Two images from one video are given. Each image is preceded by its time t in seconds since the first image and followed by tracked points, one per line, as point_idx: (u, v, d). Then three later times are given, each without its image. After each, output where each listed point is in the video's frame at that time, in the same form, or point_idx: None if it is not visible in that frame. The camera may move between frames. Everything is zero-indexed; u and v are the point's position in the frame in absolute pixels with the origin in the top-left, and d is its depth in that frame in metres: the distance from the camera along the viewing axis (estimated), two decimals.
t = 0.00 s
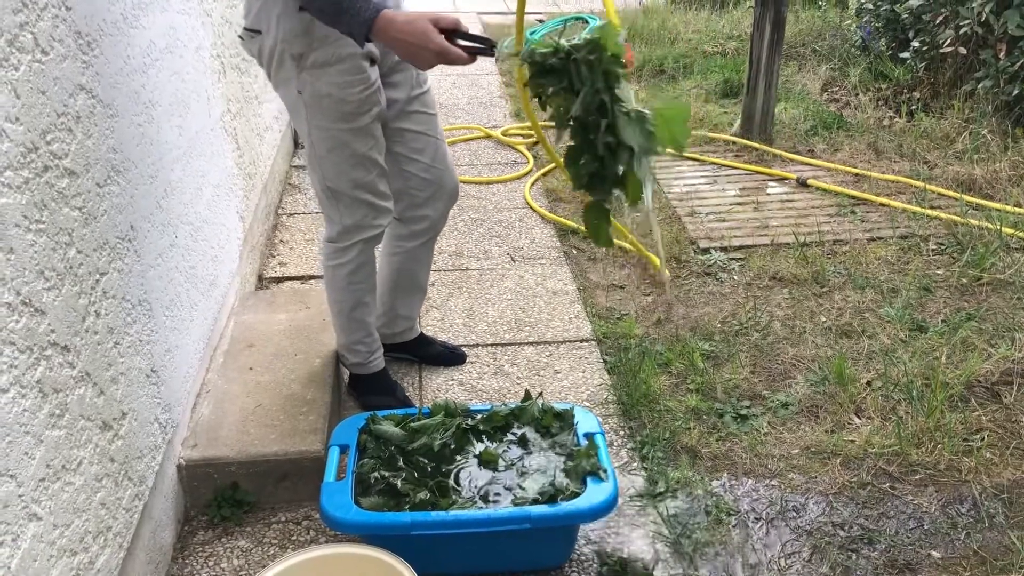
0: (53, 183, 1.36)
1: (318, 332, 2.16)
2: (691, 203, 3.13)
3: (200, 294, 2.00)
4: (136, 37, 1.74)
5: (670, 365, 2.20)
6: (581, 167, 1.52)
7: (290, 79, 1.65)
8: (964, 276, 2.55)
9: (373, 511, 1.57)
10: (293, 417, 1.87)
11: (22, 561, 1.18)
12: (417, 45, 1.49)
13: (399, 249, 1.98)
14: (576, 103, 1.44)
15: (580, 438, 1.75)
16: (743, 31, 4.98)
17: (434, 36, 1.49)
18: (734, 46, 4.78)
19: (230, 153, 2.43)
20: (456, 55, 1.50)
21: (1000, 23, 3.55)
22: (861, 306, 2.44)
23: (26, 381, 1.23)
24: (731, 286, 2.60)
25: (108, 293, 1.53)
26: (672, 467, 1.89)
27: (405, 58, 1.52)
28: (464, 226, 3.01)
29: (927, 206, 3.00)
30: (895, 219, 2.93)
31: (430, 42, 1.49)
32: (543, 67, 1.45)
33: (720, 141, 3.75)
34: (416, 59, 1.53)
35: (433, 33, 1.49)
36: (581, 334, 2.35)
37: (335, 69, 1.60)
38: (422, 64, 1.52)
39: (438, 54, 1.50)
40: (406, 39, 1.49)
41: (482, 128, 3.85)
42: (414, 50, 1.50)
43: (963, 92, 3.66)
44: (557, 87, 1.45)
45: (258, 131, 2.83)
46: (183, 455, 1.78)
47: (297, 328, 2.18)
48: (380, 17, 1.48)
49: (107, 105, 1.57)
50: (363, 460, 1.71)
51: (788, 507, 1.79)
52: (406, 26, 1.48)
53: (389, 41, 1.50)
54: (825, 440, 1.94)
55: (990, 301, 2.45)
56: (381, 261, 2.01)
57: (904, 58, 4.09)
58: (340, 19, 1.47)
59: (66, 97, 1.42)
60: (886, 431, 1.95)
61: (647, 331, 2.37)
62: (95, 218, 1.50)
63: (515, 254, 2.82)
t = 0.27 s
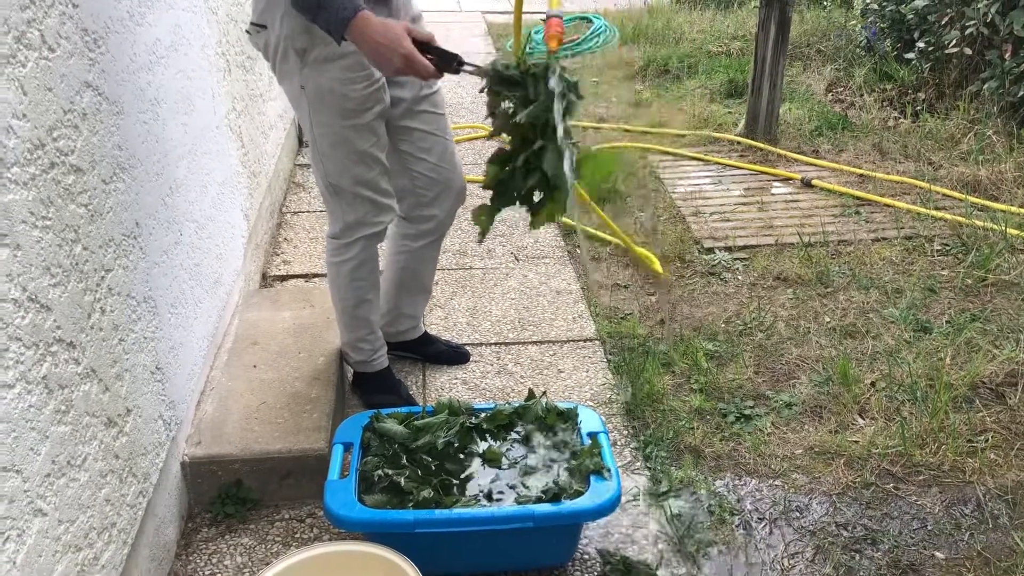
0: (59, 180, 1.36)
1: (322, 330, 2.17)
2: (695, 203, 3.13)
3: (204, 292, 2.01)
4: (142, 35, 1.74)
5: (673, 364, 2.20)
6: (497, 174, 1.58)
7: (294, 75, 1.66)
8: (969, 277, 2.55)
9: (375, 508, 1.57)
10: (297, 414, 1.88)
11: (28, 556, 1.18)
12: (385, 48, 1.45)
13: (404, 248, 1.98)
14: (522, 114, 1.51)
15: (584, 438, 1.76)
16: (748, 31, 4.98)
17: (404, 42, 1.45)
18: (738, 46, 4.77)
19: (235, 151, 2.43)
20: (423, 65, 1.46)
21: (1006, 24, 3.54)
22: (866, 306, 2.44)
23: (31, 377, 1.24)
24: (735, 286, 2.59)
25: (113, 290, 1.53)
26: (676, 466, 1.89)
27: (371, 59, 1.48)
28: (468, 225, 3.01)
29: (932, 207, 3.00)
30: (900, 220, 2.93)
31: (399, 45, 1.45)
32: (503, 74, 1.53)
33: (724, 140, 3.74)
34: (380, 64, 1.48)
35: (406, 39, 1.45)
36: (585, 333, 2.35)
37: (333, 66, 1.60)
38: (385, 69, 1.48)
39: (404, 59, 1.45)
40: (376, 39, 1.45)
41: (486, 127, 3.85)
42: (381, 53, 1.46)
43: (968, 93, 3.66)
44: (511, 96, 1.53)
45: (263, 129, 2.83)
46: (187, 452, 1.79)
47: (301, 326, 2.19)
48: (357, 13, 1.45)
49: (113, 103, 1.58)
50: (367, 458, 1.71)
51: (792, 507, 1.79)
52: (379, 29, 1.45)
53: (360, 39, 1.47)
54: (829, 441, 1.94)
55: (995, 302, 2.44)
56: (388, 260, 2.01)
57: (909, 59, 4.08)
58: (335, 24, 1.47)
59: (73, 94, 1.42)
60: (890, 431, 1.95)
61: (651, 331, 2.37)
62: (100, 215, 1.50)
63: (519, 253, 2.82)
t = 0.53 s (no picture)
0: (68, 171, 1.36)
1: (329, 323, 2.17)
2: (702, 197, 3.13)
3: (211, 284, 2.01)
4: (150, 27, 1.74)
5: (680, 359, 2.20)
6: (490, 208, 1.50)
7: (299, 66, 1.67)
8: (977, 272, 2.54)
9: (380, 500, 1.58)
10: (304, 407, 1.88)
11: (37, 546, 1.19)
12: (380, 48, 1.42)
13: (413, 242, 1.97)
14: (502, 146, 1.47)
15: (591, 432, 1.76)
16: (756, 26, 4.96)
17: (400, 48, 1.43)
18: (746, 41, 4.76)
19: (242, 145, 2.43)
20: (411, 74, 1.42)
21: (1016, 19, 3.53)
22: (873, 301, 2.44)
23: (41, 367, 1.24)
24: (742, 281, 2.59)
25: (121, 281, 1.53)
26: (682, 460, 1.89)
27: (357, 57, 1.43)
28: (475, 219, 3.01)
29: (940, 202, 2.99)
30: (907, 215, 2.92)
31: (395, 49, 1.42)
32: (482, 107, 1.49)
33: (731, 135, 3.73)
34: (364, 65, 1.43)
35: (402, 48, 1.44)
36: (591, 327, 2.36)
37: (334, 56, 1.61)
38: (370, 69, 1.42)
39: (395, 62, 1.42)
40: (373, 37, 1.42)
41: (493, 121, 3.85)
42: (373, 51, 1.42)
43: (977, 88, 3.64)
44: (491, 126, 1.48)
45: (270, 123, 2.84)
46: (194, 444, 1.79)
47: (308, 319, 2.19)
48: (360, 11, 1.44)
49: (121, 95, 1.58)
50: (374, 451, 1.73)
51: (798, 501, 1.79)
52: (379, 31, 1.43)
53: (355, 35, 1.43)
54: (836, 435, 1.94)
55: (1003, 297, 2.44)
56: (397, 253, 2.01)
57: (918, 54, 4.07)
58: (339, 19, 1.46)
59: (81, 85, 1.42)
60: (897, 426, 1.94)
61: (657, 325, 2.37)
62: (109, 207, 1.51)
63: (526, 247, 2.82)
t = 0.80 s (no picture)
0: (79, 157, 1.37)
1: (338, 310, 2.18)
2: (712, 186, 3.13)
3: (221, 271, 2.02)
4: (161, 13, 1.75)
5: (688, 347, 2.21)
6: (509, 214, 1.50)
7: (307, 52, 1.67)
8: (987, 262, 2.53)
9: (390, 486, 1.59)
10: (313, 392, 1.89)
11: (50, 527, 1.20)
12: (391, 49, 1.45)
13: (422, 230, 1.98)
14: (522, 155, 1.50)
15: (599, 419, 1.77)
16: (767, 14, 4.94)
17: (408, 53, 1.48)
18: (756, 30, 4.73)
19: (252, 132, 2.44)
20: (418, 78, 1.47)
21: None
22: (882, 290, 2.43)
23: (53, 351, 1.25)
24: (751, 269, 2.59)
25: (132, 267, 1.54)
26: (690, 448, 1.90)
27: (365, 54, 1.45)
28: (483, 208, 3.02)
29: (950, 191, 2.98)
30: (918, 204, 2.91)
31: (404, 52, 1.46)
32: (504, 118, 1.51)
33: (741, 124, 3.71)
34: (374, 66, 1.45)
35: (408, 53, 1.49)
36: (599, 316, 2.36)
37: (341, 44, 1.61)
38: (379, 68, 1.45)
39: (404, 65, 1.46)
40: (384, 38, 1.45)
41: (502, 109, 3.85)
42: (384, 50, 1.45)
43: (989, 77, 3.62)
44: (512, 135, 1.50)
45: (280, 111, 2.84)
46: (205, 429, 1.81)
47: (317, 305, 2.20)
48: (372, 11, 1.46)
49: (132, 81, 1.59)
50: (383, 436, 1.74)
51: (806, 489, 1.79)
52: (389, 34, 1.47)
53: (366, 33, 1.45)
54: (844, 423, 1.94)
55: (1014, 286, 2.43)
56: (406, 242, 2.01)
57: (930, 43, 4.04)
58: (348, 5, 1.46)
59: (93, 71, 1.43)
60: (906, 414, 1.94)
61: (666, 313, 2.37)
62: (120, 192, 1.52)
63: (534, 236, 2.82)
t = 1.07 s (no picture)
0: (90, 139, 1.38)
1: (347, 296, 2.19)
2: (721, 172, 3.12)
3: (231, 256, 2.03)
4: None
5: (697, 333, 2.21)
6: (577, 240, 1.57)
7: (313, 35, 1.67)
8: (998, 248, 2.52)
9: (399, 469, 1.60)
10: (322, 377, 1.90)
11: (63, 506, 1.21)
12: (438, 61, 1.43)
13: (428, 213, 1.98)
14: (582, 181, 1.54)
15: (607, 403, 1.77)
16: None
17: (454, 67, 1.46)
18: (766, 15, 4.70)
19: (261, 118, 2.44)
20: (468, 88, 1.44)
21: None
22: (892, 276, 2.42)
23: (65, 332, 1.26)
24: (760, 255, 2.59)
25: (143, 250, 1.55)
26: (698, 433, 1.90)
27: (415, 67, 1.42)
28: (491, 194, 3.02)
29: (961, 177, 2.96)
30: (928, 190, 2.90)
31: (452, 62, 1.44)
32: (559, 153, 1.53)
33: (751, 110, 3.70)
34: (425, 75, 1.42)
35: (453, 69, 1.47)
36: (607, 301, 2.36)
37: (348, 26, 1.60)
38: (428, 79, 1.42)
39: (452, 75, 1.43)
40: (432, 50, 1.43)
41: (510, 96, 3.84)
42: (432, 61, 1.43)
43: (1002, 62, 3.59)
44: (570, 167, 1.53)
45: (288, 97, 2.84)
46: (215, 412, 1.82)
47: (326, 291, 2.21)
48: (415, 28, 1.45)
49: (142, 64, 1.59)
50: (392, 420, 1.75)
51: (814, 474, 1.79)
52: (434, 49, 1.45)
53: (413, 45, 1.43)
54: (853, 409, 1.94)
55: None
56: (414, 224, 2.02)
57: (941, 28, 4.01)
58: None
59: (103, 54, 1.43)
60: (915, 400, 1.94)
61: (674, 299, 2.37)
62: (130, 175, 1.52)
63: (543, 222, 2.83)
